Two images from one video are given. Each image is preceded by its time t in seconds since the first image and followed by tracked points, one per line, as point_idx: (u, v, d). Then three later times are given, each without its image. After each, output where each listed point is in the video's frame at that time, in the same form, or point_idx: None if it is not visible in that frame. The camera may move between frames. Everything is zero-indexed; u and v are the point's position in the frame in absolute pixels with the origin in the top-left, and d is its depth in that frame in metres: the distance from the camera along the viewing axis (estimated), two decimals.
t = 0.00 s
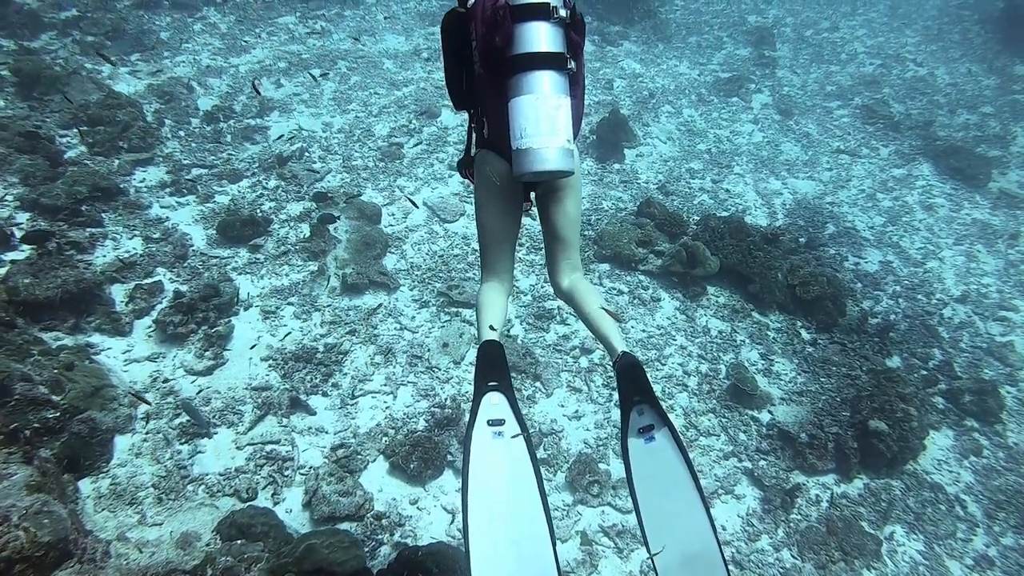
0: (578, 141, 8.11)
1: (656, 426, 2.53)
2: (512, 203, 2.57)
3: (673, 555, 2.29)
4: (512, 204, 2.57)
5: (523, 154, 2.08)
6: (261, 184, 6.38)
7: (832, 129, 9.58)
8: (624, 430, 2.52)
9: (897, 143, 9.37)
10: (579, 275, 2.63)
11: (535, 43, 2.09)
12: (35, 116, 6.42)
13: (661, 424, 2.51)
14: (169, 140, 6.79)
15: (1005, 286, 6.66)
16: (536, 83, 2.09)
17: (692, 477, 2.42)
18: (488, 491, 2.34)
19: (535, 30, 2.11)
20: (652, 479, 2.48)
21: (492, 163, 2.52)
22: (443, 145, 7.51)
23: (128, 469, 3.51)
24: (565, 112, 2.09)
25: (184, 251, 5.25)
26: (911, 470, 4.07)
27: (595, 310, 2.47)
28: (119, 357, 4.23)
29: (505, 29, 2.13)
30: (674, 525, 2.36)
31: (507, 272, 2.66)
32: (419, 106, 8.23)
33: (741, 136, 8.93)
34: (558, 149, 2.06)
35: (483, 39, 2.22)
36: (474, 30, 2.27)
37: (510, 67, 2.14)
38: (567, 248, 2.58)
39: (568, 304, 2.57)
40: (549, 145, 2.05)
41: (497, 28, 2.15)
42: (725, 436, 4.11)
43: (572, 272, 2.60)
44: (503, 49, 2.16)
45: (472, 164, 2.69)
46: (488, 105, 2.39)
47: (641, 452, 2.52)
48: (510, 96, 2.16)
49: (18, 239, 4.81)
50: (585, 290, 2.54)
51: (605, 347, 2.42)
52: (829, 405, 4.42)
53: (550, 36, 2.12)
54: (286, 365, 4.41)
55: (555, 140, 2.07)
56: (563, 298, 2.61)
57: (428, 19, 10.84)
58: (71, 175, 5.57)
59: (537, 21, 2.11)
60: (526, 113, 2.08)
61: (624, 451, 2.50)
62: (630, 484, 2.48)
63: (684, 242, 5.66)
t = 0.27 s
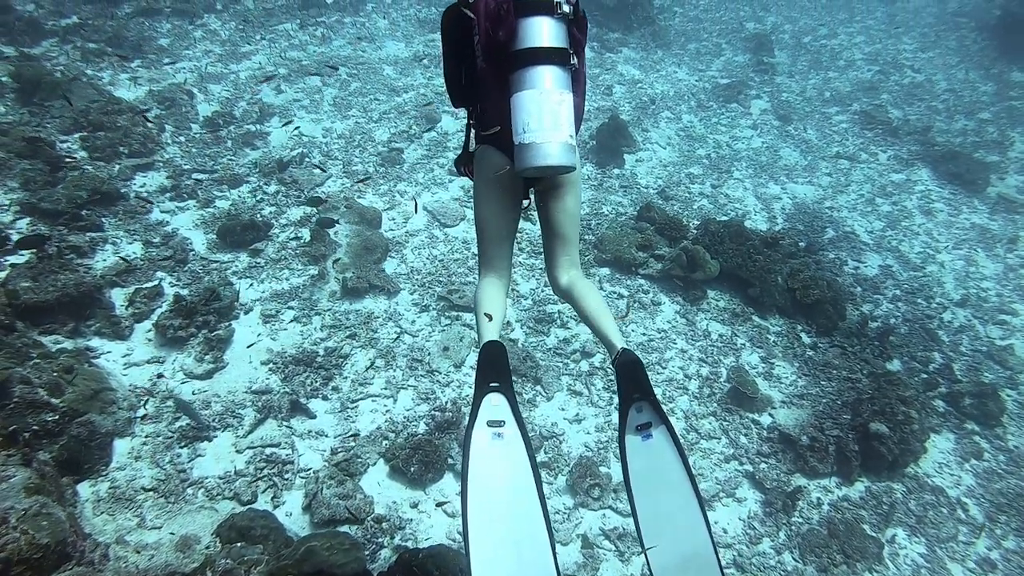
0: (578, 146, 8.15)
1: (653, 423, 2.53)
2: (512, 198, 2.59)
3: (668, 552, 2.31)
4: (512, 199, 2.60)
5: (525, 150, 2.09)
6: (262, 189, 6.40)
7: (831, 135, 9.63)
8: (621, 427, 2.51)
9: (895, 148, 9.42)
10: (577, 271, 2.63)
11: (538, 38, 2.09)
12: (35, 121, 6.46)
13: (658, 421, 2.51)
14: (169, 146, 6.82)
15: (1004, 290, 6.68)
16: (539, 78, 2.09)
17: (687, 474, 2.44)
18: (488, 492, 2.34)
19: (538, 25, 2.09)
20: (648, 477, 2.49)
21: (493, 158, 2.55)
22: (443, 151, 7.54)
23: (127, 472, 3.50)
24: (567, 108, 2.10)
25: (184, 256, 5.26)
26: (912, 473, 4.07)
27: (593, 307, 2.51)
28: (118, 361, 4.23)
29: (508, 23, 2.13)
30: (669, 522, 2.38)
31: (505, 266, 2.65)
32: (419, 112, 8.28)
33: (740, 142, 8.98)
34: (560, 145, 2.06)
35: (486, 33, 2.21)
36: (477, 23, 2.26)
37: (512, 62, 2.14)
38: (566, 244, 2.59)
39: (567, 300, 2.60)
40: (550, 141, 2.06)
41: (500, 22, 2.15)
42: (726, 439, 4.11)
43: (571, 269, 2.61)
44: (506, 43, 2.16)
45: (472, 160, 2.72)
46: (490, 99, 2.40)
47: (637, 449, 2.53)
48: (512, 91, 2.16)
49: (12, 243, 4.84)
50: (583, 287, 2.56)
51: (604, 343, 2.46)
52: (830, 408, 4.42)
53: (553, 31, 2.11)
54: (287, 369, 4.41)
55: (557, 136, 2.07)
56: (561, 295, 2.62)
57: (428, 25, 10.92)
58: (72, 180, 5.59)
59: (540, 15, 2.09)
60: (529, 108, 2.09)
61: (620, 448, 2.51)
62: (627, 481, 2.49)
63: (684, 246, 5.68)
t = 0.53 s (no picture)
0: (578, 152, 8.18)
1: (654, 420, 2.52)
2: (511, 193, 2.60)
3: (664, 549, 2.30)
4: (512, 194, 2.61)
5: (532, 141, 2.09)
6: (262, 195, 6.42)
7: (830, 141, 9.67)
8: (621, 423, 2.52)
9: (894, 154, 9.46)
10: (575, 270, 2.64)
11: (543, 32, 2.12)
12: (36, 128, 6.49)
13: (658, 418, 2.50)
14: (170, 152, 6.85)
15: (1004, 295, 6.68)
16: (545, 71, 2.11)
17: (686, 472, 2.42)
18: (485, 493, 2.34)
19: (542, 20, 2.13)
20: (647, 474, 2.49)
21: (493, 152, 2.56)
22: (443, 156, 7.57)
23: (126, 476, 3.49)
24: (573, 101, 2.12)
25: (184, 260, 5.27)
26: (914, 477, 4.05)
27: (590, 304, 2.52)
28: (118, 365, 4.23)
29: (513, 18, 2.16)
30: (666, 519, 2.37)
31: (502, 261, 2.66)
32: (419, 118, 8.32)
33: (740, 148, 9.02)
34: (567, 136, 2.08)
35: (490, 27, 2.23)
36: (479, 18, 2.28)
37: (517, 55, 2.16)
38: (564, 242, 2.60)
39: (565, 299, 2.59)
40: (558, 133, 2.07)
41: (504, 17, 2.18)
42: (727, 443, 4.10)
43: (568, 267, 2.61)
44: (510, 37, 2.19)
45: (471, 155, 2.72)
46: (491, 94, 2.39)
47: (637, 446, 2.53)
48: (517, 84, 2.18)
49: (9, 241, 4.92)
50: (581, 286, 2.56)
51: (604, 339, 2.48)
52: (831, 412, 4.43)
53: (557, 25, 2.15)
54: (287, 373, 4.40)
55: (563, 128, 2.09)
56: (558, 293, 2.61)
57: (428, 32, 10.99)
58: (72, 185, 5.61)
59: (544, 10, 2.14)
60: (535, 100, 2.09)
61: (620, 444, 2.51)
62: (625, 477, 2.50)
63: (684, 251, 5.69)
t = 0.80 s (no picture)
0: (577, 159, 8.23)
1: (651, 419, 2.53)
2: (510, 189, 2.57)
3: (663, 547, 2.31)
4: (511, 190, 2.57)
5: (538, 134, 2.11)
6: (260, 201, 6.44)
7: (826, 149, 9.75)
8: (620, 421, 2.52)
9: (890, 162, 9.54)
10: (571, 270, 2.65)
11: (546, 27, 2.16)
12: (34, 134, 6.51)
13: (656, 417, 2.51)
14: (168, 158, 6.87)
15: (1000, 301, 6.72)
16: (548, 65, 2.15)
17: (683, 470, 2.44)
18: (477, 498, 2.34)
19: (544, 15, 2.18)
20: (645, 472, 2.50)
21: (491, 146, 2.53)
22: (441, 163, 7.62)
23: (122, 481, 3.47)
24: (576, 95, 2.16)
25: (182, 266, 5.27)
26: (912, 482, 4.06)
27: (588, 304, 2.55)
28: (115, 370, 4.21)
29: (516, 12, 2.19)
30: (665, 517, 2.38)
31: (499, 259, 2.63)
32: (418, 126, 8.37)
33: (737, 155, 9.09)
34: (572, 129, 2.11)
35: (491, 22, 2.25)
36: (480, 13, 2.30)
37: (521, 49, 2.19)
38: (561, 241, 2.61)
39: (563, 299, 2.59)
40: (563, 125, 2.10)
41: (507, 12, 2.21)
42: (725, 448, 4.09)
43: (565, 268, 2.63)
44: (513, 31, 2.22)
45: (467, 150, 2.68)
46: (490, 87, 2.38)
47: (635, 444, 2.53)
48: (520, 78, 2.20)
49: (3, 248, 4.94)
50: (578, 286, 2.58)
51: (602, 337, 2.49)
52: (829, 417, 4.44)
53: (559, 22, 2.20)
54: (285, 378, 4.39)
55: (568, 120, 2.12)
56: (555, 292, 2.61)
57: (427, 41, 11.09)
58: (70, 190, 5.62)
59: (546, 6, 2.18)
60: (540, 94, 2.13)
61: (619, 443, 2.51)
62: (624, 476, 2.49)
63: (682, 257, 5.72)
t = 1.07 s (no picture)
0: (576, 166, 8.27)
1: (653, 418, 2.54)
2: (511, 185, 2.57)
3: (665, 546, 2.30)
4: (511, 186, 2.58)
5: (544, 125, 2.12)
6: (260, 208, 6.47)
7: (825, 156, 9.81)
8: (621, 421, 2.54)
9: (888, 169, 9.59)
10: (569, 269, 2.67)
11: (548, 22, 2.19)
12: (34, 141, 6.54)
13: (657, 416, 2.52)
14: (168, 165, 6.90)
15: (999, 307, 6.74)
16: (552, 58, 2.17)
17: (684, 470, 2.43)
18: (466, 498, 2.35)
19: (546, 10, 2.21)
20: (646, 471, 2.49)
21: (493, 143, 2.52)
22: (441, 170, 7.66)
23: (120, 486, 3.46)
24: (580, 88, 2.19)
25: (181, 272, 5.28)
26: (912, 488, 4.04)
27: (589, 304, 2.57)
28: (113, 374, 4.21)
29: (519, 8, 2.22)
30: (666, 517, 2.37)
31: (497, 256, 2.63)
32: (417, 133, 8.43)
33: (736, 163, 9.14)
34: (578, 120, 2.12)
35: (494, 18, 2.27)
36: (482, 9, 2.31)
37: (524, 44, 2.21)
38: (561, 241, 2.63)
39: (563, 298, 2.61)
40: (569, 115, 2.11)
41: (509, 8, 2.24)
42: (725, 454, 4.08)
43: (564, 267, 2.64)
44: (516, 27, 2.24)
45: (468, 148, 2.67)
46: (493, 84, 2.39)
47: (636, 444, 2.53)
48: (524, 73, 2.22)
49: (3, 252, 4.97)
50: (578, 286, 2.60)
51: (605, 340, 2.52)
52: (829, 423, 4.43)
53: (561, 16, 2.23)
54: (284, 384, 4.39)
55: (573, 112, 2.13)
56: (555, 292, 2.63)
57: (426, 50, 11.18)
58: (70, 197, 5.64)
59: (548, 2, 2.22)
60: (545, 86, 2.14)
61: (619, 442, 2.52)
62: (625, 475, 2.50)
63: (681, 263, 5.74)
